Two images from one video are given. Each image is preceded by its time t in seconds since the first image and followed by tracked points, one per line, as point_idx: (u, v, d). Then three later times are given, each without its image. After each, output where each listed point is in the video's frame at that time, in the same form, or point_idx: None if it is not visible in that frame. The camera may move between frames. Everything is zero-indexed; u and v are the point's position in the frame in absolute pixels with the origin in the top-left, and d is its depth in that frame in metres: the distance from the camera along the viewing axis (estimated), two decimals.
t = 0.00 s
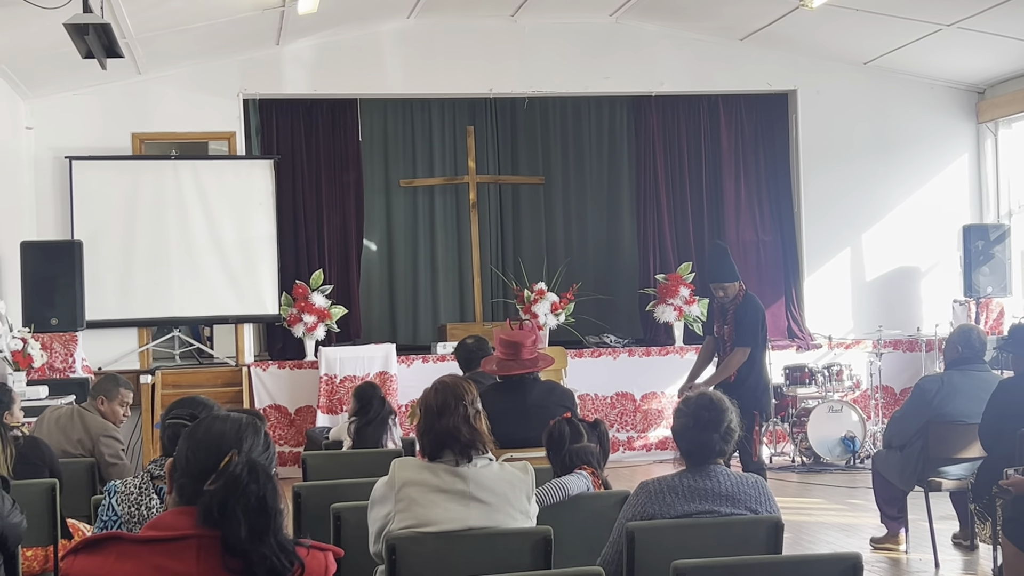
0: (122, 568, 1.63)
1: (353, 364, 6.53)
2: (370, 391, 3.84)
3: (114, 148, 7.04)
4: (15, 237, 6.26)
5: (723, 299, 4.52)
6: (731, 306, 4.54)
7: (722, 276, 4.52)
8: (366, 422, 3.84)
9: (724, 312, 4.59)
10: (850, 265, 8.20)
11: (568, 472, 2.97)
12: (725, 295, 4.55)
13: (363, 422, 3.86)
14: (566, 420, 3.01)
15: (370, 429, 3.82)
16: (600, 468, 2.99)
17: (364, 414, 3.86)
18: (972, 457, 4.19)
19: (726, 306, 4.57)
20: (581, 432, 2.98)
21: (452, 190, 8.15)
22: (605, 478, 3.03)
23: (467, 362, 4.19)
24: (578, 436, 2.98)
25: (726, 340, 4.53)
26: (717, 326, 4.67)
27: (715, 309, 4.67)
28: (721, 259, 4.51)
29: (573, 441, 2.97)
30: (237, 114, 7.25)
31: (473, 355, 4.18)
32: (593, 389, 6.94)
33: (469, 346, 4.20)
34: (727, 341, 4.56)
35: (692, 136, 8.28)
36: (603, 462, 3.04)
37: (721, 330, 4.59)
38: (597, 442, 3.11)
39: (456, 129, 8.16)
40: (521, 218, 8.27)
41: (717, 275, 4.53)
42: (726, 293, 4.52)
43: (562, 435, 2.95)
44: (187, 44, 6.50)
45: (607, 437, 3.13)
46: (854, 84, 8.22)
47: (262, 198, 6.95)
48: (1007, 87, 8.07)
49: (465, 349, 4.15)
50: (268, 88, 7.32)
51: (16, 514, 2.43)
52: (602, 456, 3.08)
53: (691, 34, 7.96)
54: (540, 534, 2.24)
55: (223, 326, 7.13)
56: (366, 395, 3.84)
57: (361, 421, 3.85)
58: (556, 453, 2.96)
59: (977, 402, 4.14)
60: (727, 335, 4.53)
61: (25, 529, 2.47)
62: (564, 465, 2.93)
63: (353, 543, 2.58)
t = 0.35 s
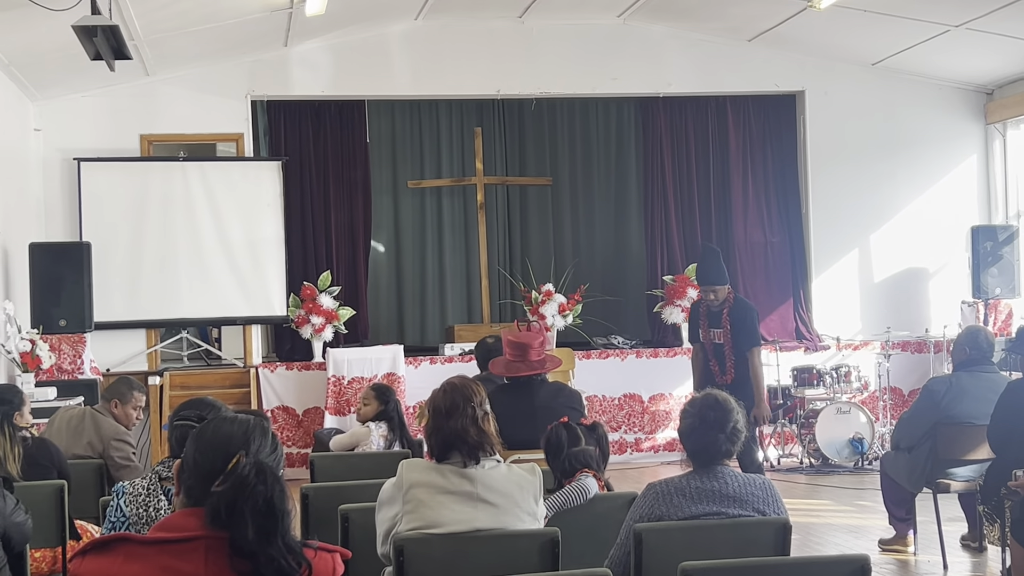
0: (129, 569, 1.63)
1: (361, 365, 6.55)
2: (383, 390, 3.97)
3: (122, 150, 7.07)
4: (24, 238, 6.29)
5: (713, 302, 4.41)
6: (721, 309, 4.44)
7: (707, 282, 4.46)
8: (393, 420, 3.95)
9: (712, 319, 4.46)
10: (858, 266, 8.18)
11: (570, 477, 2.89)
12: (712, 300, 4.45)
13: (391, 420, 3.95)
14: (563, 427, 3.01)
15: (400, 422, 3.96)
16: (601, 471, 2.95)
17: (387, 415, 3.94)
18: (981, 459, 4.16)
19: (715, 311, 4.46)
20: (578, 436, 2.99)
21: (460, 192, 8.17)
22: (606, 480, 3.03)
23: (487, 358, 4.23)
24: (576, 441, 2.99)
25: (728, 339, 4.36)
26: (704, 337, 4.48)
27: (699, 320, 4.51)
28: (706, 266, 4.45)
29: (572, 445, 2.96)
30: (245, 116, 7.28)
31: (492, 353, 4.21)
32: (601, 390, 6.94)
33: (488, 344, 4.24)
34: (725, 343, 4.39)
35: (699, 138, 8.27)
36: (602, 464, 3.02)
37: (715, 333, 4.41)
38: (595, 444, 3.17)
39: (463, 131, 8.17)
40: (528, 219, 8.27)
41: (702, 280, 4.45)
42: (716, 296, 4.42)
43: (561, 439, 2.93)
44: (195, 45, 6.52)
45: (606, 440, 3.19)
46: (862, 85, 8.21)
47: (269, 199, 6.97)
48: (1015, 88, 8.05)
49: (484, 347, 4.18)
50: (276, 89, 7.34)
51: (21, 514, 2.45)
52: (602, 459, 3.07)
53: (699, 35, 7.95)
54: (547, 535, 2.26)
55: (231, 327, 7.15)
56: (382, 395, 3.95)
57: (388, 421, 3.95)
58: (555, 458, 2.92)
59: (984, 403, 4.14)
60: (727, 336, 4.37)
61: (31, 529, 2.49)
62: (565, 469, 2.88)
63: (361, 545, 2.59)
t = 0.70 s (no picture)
0: (138, 571, 1.64)
1: (368, 367, 6.55)
2: (391, 394, 3.98)
3: (130, 152, 7.10)
4: (31, 240, 6.31)
5: (696, 302, 4.08)
6: (704, 310, 4.11)
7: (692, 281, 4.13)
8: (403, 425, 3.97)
9: (694, 320, 4.13)
10: (866, 268, 8.16)
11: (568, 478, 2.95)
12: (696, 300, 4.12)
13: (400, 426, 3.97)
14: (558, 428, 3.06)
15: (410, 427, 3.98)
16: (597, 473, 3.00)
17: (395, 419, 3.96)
18: (989, 460, 4.14)
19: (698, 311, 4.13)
20: (575, 438, 3.02)
21: (467, 194, 8.18)
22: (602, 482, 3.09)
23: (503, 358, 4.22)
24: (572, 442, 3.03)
25: (707, 342, 4.04)
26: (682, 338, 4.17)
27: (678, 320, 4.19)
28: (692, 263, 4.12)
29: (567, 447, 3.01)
30: (252, 118, 7.30)
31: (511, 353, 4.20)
32: (608, 392, 6.94)
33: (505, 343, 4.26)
34: (702, 346, 4.07)
35: (706, 139, 8.27)
36: (597, 465, 3.07)
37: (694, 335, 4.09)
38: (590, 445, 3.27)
39: (470, 133, 8.19)
40: (535, 219, 8.28)
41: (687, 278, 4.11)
42: (699, 296, 4.09)
43: (556, 442, 2.97)
44: (203, 48, 6.55)
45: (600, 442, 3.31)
46: (869, 87, 8.19)
47: (277, 201, 6.99)
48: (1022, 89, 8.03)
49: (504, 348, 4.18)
50: (283, 92, 7.37)
51: (25, 514, 2.46)
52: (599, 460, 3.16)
53: (706, 37, 7.95)
54: (555, 537, 2.27)
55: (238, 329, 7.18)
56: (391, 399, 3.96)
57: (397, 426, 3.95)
58: (550, 459, 2.98)
59: (993, 406, 4.11)
60: (706, 338, 4.05)
61: (37, 530, 2.50)
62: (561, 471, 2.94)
63: (368, 547, 2.59)
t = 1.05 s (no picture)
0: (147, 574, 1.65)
1: (375, 369, 6.55)
2: (398, 397, 3.99)
3: (137, 155, 7.12)
4: (38, 242, 6.34)
5: (697, 303, 4.04)
6: (703, 311, 4.07)
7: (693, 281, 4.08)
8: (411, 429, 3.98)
9: (691, 320, 4.10)
10: (872, 270, 8.15)
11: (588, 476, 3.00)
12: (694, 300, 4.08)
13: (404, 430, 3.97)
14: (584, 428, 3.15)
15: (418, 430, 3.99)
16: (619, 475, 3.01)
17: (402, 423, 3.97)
18: (997, 464, 4.14)
19: (696, 312, 4.09)
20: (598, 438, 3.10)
21: (473, 197, 8.20)
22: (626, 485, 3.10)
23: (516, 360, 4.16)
24: (595, 442, 3.11)
25: (703, 345, 4.02)
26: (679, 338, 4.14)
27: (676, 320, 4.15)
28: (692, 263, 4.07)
29: (590, 446, 3.09)
30: (259, 121, 7.33)
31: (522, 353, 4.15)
32: (615, 395, 6.93)
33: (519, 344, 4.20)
34: (699, 348, 4.04)
35: (712, 141, 8.28)
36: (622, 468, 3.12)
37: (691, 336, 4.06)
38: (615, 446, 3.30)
39: (477, 136, 8.21)
40: (541, 223, 8.29)
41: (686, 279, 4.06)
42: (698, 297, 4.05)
43: (578, 440, 3.06)
44: (210, 51, 6.58)
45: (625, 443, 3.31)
46: (876, 89, 8.18)
47: (284, 204, 7.02)
48: None
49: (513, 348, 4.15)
50: (290, 95, 7.39)
51: (35, 517, 2.48)
52: (623, 460, 3.24)
53: (712, 39, 7.96)
54: (562, 540, 2.28)
55: (245, 331, 7.20)
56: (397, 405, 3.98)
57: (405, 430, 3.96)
58: (574, 459, 3.05)
59: (1001, 408, 4.10)
60: (703, 340, 4.02)
61: (46, 533, 2.51)
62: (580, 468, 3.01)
63: (376, 550, 2.60)
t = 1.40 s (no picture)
0: None
1: (381, 372, 6.56)
2: (399, 400, 4.01)
3: (143, 158, 7.15)
4: (45, 245, 6.37)
5: (708, 308, 4.03)
6: (712, 317, 4.07)
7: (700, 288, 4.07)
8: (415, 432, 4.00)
9: (701, 326, 4.07)
10: (879, 273, 8.14)
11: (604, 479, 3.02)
12: (703, 307, 4.06)
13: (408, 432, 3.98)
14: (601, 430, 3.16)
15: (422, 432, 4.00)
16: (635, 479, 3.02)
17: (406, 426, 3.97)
18: (1003, 468, 4.13)
19: (705, 318, 4.08)
20: (616, 440, 3.11)
21: (479, 200, 8.21)
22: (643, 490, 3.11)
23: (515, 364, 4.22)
24: (613, 445, 3.12)
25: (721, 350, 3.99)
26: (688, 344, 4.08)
27: (683, 326, 4.10)
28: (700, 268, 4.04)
29: (608, 448, 3.09)
30: (265, 124, 7.35)
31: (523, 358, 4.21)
32: (620, 398, 6.93)
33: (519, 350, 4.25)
34: (715, 354, 4.01)
35: (718, 145, 8.28)
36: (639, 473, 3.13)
37: (705, 342, 4.02)
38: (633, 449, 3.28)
39: (483, 139, 8.22)
40: (547, 225, 8.29)
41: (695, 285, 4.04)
42: (708, 303, 4.04)
43: (596, 442, 3.07)
44: (217, 55, 6.61)
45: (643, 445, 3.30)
46: (882, 92, 8.18)
47: (290, 207, 7.04)
48: None
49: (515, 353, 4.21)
50: (297, 98, 7.42)
51: (42, 521, 2.49)
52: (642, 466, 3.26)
53: (718, 42, 7.96)
54: (568, 544, 2.29)
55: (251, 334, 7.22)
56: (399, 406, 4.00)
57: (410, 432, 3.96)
58: (591, 462, 3.07)
59: (1009, 412, 4.09)
60: (720, 346, 3.99)
61: (53, 536, 2.53)
62: (598, 471, 3.02)
63: (381, 553, 2.61)
